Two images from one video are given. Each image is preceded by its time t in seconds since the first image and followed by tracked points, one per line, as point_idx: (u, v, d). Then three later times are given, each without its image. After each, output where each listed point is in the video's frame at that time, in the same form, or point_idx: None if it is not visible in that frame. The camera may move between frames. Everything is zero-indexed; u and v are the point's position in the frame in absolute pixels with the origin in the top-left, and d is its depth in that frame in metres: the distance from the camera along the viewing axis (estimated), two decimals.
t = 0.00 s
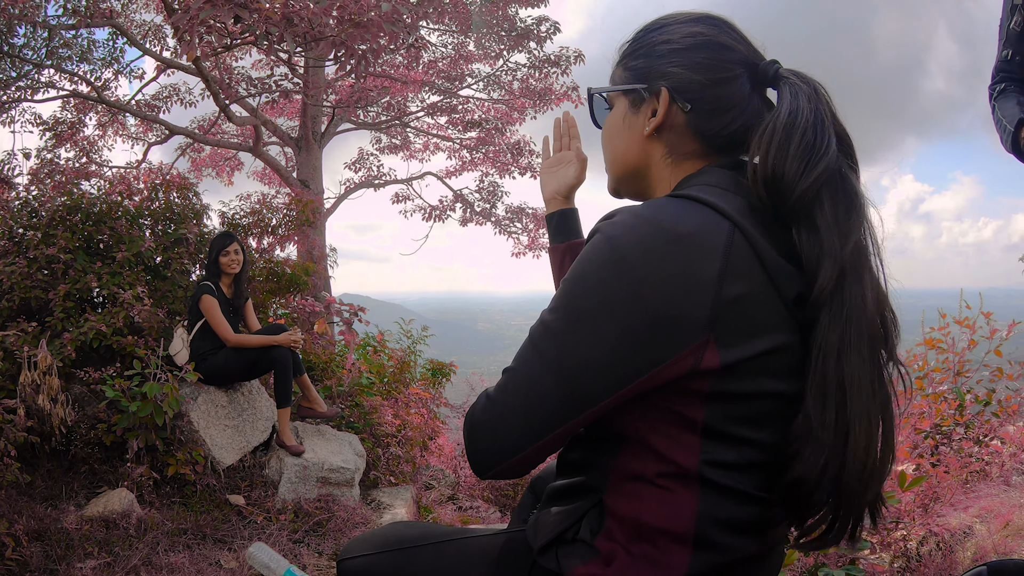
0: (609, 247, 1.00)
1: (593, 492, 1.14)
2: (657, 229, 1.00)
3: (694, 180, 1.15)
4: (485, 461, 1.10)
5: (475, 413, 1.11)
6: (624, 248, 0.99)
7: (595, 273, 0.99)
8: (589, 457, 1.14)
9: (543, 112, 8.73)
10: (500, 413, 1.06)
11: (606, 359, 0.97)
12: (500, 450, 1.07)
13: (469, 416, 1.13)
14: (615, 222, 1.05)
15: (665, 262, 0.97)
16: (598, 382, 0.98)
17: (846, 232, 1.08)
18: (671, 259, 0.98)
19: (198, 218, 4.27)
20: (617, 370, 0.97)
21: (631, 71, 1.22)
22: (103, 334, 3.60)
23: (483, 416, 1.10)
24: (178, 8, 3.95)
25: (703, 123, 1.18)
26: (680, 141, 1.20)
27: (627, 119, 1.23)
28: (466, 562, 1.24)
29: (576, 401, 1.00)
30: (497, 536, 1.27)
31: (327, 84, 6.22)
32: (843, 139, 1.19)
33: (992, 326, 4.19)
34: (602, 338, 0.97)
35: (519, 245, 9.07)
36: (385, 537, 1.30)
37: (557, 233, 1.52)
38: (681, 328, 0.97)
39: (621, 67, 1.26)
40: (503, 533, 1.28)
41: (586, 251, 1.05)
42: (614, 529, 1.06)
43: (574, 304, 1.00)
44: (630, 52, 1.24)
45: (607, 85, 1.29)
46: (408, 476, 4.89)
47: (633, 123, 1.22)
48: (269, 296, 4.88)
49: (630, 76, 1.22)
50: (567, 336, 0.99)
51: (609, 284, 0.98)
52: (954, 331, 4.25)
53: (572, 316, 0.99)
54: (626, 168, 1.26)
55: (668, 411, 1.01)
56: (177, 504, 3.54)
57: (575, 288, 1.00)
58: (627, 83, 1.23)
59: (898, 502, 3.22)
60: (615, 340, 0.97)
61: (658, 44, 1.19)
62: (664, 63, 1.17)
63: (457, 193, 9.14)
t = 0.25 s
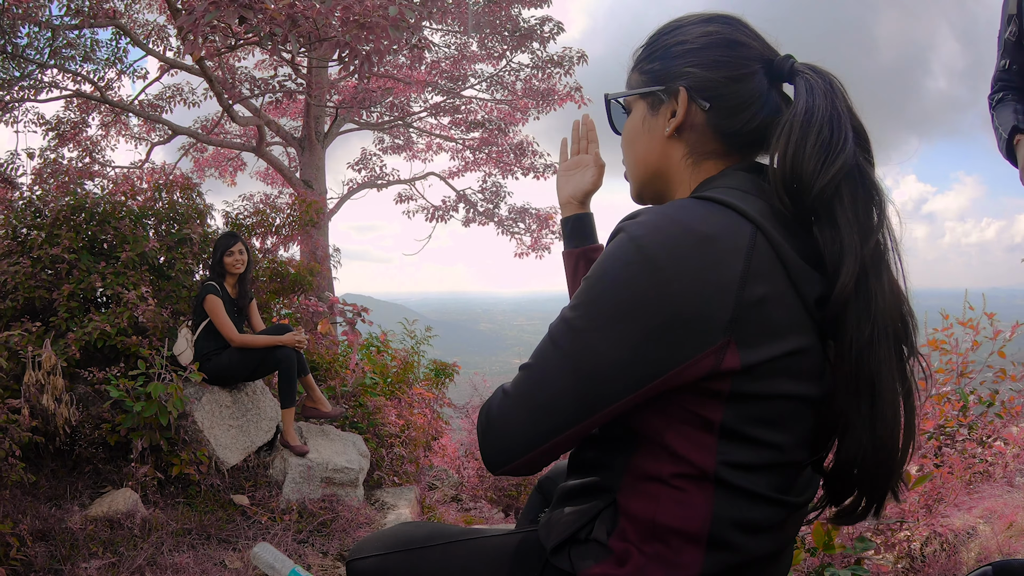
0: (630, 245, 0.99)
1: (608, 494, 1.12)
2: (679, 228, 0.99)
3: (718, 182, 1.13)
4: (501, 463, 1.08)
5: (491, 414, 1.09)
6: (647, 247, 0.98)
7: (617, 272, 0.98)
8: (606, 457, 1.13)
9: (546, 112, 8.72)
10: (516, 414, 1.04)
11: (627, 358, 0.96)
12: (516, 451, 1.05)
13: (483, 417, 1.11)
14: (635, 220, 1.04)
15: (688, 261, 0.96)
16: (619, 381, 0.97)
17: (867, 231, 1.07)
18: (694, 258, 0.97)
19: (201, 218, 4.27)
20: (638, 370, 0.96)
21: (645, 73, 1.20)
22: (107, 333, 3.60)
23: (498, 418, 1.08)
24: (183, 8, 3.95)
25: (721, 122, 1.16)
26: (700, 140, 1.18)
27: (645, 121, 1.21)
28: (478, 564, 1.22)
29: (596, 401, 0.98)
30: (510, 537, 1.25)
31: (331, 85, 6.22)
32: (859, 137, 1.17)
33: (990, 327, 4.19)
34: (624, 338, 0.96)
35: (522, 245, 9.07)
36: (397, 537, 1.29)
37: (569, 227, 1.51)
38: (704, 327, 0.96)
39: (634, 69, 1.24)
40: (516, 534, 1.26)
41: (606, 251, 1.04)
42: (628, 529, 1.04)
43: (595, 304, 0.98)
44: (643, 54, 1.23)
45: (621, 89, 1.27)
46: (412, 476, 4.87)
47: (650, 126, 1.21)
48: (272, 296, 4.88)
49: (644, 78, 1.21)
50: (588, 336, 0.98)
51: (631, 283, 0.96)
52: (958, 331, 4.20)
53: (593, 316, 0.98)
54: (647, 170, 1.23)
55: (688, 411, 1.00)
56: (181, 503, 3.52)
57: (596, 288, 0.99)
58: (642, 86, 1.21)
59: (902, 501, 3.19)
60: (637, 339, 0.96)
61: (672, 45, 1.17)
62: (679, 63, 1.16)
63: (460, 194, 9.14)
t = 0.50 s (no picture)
0: (653, 240, 0.98)
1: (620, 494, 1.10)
2: (699, 224, 0.98)
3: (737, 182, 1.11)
4: (517, 456, 1.08)
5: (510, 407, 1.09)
6: (666, 242, 0.97)
7: (638, 267, 0.97)
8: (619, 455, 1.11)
9: (551, 112, 8.69)
10: (535, 410, 1.04)
11: (646, 355, 0.95)
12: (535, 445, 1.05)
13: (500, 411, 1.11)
14: (657, 215, 1.03)
15: (709, 256, 0.95)
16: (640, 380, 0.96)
17: (880, 225, 1.07)
18: (714, 252, 0.96)
19: (207, 216, 4.27)
20: (659, 366, 0.95)
21: (652, 81, 1.18)
22: (112, 331, 3.60)
23: (515, 415, 1.07)
24: (188, 7, 3.94)
25: (734, 122, 1.14)
26: (715, 143, 1.17)
27: (658, 129, 1.19)
28: (489, 564, 1.21)
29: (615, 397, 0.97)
30: (521, 536, 1.24)
31: (336, 84, 6.21)
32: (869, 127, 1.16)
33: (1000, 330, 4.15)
34: (644, 334, 0.95)
35: (527, 245, 9.05)
36: (404, 536, 1.27)
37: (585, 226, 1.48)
38: (725, 323, 0.95)
39: (639, 76, 1.23)
40: (527, 533, 1.25)
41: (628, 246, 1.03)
42: (639, 527, 1.03)
43: (615, 301, 0.97)
44: (646, 60, 1.21)
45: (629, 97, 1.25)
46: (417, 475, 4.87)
47: (664, 134, 1.19)
48: (278, 295, 4.88)
49: (651, 85, 1.19)
50: (608, 332, 0.97)
51: (652, 278, 0.95)
52: (963, 332, 4.20)
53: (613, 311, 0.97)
54: (663, 177, 1.22)
55: (704, 407, 0.98)
56: (185, 502, 3.53)
57: (615, 282, 0.98)
58: (650, 93, 1.20)
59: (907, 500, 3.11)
60: (657, 334, 0.95)
61: (676, 47, 1.16)
62: (686, 67, 1.14)
63: (464, 193, 9.13)
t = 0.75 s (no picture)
0: (671, 236, 0.97)
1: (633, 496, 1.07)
2: (715, 220, 0.97)
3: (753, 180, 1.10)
4: (529, 451, 1.08)
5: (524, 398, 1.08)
6: (681, 238, 0.96)
7: (653, 263, 0.96)
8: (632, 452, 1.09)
9: (557, 111, 8.68)
10: (548, 405, 1.03)
11: (658, 349, 0.94)
12: (549, 441, 1.04)
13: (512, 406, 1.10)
14: (676, 212, 1.01)
15: (724, 252, 0.94)
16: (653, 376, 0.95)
17: (895, 222, 1.05)
18: (728, 248, 0.94)
19: (214, 216, 4.27)
20: (672, 361, 0.93)
21: (669, 83, 1.15)
22: (120, 330, 3.61)
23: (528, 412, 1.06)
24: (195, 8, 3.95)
25: (751, 121, 1.12)
26: (735, 140, 1.14)
27: (677, 130, 1.16)
28: (503, 563, 1.19)
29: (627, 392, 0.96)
30: (535, 535, 1.21)
31: (342, 84, 6.21)
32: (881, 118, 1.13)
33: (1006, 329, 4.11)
34: (657, 328, 0.93)
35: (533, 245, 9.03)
36: (417, 534, 1.26)
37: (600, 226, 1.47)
38: (741, 320, 0.93)
39: (653, 83, 1.20)
40: (541, 531, 1.22)
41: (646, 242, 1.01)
42: (653, 524, 1.01)
43: (629, 295, 0.96)
44: (660, 65, 1.19)
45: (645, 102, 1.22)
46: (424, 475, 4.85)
47: (683, 134, 1.16)
48: (285, 294, 4.88)
49: (668, 88, 1.17)
50: (621, 326, 0.96)
51: (667, 273, 0.94)
52: (970, 332, 4.12)
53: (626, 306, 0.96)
54: (683, 177, 1.18)
55: (719, 403, 0.96)
56: (193, 500, 3.53)
57: (630, 278, 0.97)
58: (667, 96, 1.17)
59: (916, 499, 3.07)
60: (670, 330, 0.93)
61: (691, 48, 1.14)
62: (702, 66, 1.12)
63: (471, 193, 9.12)
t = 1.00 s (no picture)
0: (688, 225, 0.97)
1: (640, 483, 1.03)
2: (729, 210, 0.97)
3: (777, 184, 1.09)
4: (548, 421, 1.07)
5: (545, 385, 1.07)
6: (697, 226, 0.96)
7: (668, 249, 0.96)
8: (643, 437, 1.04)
9: (565, 111, 8.65)
10: (563, 388, 1.02)
11: (671, 332, 0.92)
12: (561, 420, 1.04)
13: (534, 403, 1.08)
14: (699, 206, 1.01)
15: (738, 238, 0.94)
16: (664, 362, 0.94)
17: (907, 226, 1.04)
18: (742, 235, 0.95)
19: (222, 215, 4.27)
20: (683, 346, 0.93)
21: (702, 111, 1.11)
22: (129, 329, 3.62)
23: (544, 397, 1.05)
24: (203, 8, 3.95)
25: (779, 124, 1.08)
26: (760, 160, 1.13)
27: (716, 161, 1.14)
28: (516, 560, 1.17)
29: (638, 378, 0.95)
30: (548, 531, 1.20)
31: (350, 84, 6.20)
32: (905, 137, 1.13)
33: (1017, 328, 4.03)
34: (670, 311, 0.93)
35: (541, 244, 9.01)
36: (426, 532, 1.24)
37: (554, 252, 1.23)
38: (751, 306, 0.93)
39: (676, 98, 1.15)
40: (555, 528, 1.21)
41: (665, 232, 1.01)
42: (663, 514, 0.98)
43: (644, 279, 0.95)
44: (684, 82, 1.13)
45: (671, 122, 1.17)
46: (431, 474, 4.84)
47: (722, 164, 1.14)
48: (293, 293, 4.88)
49: (698, 113, 1.12)
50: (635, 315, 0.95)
51: (683, 258, 0.94)
52: (980, 333, 4.04)
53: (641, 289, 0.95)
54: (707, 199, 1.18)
55: (729, 383, 0.95)
56: (201, 499, 3.54)
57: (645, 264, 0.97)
58: (700, 124, 1.12)
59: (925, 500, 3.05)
60: (683, 315, 0.92)
61: (725, 72, 1.07)
62: (739, 93, 1.07)
63: (478, 192, 9.10)
